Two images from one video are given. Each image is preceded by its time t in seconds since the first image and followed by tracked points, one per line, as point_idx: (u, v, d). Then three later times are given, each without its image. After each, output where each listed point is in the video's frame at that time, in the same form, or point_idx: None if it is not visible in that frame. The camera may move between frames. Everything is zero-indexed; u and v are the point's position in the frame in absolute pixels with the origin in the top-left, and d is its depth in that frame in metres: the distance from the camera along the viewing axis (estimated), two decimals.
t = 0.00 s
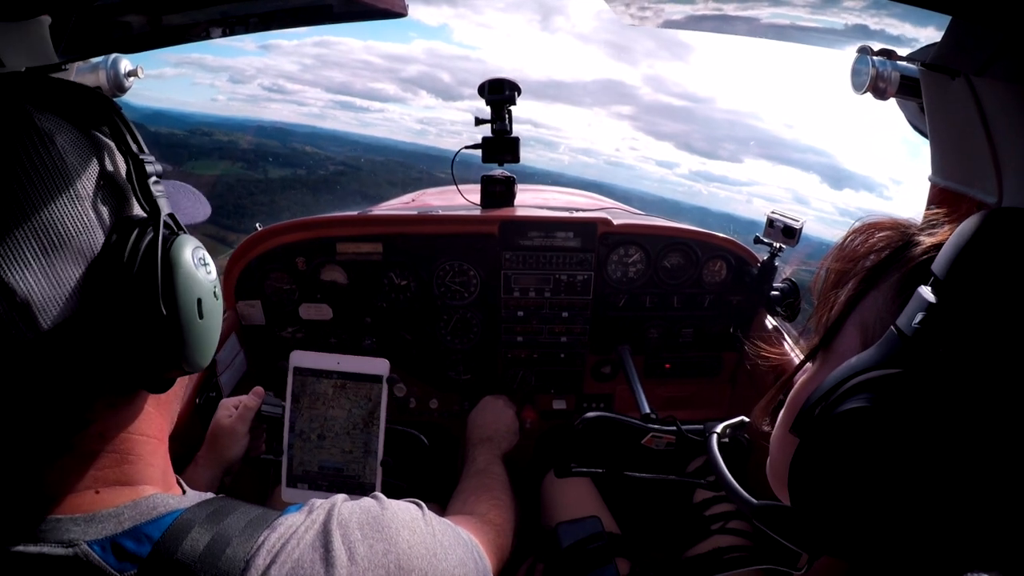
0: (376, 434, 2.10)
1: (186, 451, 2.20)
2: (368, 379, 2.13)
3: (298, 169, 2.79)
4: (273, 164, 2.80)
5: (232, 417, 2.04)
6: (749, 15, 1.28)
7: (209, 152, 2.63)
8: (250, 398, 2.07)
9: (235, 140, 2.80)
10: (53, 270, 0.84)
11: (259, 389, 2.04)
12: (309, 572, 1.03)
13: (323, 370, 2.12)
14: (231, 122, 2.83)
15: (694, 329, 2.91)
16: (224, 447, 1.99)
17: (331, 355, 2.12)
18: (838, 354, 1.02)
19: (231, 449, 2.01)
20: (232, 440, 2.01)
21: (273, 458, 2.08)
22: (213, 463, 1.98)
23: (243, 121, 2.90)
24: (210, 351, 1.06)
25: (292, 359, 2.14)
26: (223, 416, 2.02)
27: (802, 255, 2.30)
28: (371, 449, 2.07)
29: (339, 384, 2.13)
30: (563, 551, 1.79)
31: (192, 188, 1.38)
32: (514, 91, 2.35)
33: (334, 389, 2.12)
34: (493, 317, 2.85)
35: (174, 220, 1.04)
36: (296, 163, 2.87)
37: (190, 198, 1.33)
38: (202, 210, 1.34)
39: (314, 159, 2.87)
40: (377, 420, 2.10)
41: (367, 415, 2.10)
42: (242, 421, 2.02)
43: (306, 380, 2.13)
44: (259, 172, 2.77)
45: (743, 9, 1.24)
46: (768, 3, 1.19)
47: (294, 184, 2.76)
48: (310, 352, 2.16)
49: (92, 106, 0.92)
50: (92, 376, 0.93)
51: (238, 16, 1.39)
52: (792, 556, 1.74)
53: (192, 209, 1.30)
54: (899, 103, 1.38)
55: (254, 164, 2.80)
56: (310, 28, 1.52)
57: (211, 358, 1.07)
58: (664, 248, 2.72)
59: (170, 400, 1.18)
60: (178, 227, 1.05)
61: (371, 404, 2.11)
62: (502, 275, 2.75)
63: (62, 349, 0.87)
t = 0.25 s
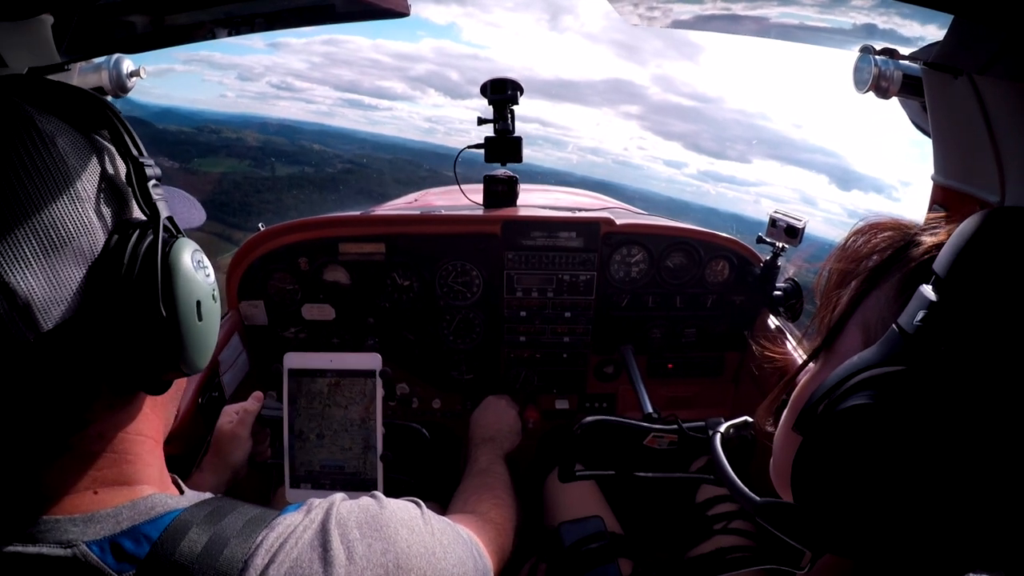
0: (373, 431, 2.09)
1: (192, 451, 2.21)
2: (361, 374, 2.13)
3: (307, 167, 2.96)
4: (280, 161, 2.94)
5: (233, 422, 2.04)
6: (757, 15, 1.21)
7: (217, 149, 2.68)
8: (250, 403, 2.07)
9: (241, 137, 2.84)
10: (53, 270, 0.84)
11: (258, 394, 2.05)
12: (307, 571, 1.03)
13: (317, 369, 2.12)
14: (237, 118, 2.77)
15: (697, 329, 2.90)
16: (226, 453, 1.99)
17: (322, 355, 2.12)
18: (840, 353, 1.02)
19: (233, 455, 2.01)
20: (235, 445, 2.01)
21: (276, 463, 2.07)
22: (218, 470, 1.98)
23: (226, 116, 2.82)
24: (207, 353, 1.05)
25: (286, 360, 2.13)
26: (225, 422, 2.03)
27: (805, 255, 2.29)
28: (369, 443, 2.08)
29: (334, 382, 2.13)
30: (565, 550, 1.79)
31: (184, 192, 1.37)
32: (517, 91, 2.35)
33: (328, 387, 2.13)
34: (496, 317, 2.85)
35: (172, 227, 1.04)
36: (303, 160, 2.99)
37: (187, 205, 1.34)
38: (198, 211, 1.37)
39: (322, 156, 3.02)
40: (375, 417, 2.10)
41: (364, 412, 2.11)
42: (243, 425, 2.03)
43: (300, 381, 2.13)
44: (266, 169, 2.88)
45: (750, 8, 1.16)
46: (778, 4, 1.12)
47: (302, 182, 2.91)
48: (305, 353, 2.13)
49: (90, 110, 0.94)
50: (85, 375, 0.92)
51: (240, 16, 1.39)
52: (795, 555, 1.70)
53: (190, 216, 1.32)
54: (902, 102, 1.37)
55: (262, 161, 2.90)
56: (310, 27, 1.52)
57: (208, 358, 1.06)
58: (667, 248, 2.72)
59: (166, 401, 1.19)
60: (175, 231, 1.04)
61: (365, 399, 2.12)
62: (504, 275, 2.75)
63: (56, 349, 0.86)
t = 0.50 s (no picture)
0: (376, 430, 2.10)
1: (193, 451, 2.22)
2: (362, 373, 2.13)
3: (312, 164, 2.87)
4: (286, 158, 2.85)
5: (236, 421, 2.05)
6: (765, 14, 1.15)
7: (224, 144, 2.63)
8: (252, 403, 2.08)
9: (248, 132, 2.78)
10: (65, 271, 0.84)
11: (261, 394, 2.06)
12: (310, 568, 1.03)
13: (319, 369, 2.12)
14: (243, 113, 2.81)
15: (700, 329, 2.90)
16: (227, 452, 2.00)
17: (325, 354, 2.12)
18: (847, 352, 1.02)
19: (236, 454, 2.02)
20: (237, 445, 2.02)
21: (279, 463, 2.08)
22: (222, 470, 1.99)
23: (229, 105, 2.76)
24: (217, 353, 1.08)
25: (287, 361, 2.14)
26: (227, 421, 2.04)
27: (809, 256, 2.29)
28: (372, 444, 2.08)
29: (337, 381, 2.13)
30: (568, 550, 1.79)
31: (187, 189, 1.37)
32: (520, 91, 2.35)
33: (330, 387, 2.13)
34: (499, 317, 2.85)
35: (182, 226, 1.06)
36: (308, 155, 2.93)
37: (191, 201, 1.34)
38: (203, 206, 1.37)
39: (328, 153, 2.95)
40: (377, 417, 2.10)
41: (367, 412, 2.11)
42: (246, 425, 2.04)
43: (303, 382, 2.14)
44: (273, 166, 2.79)
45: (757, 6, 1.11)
46: (785, 2, 1.06)
47: (308, 179, 2.84)
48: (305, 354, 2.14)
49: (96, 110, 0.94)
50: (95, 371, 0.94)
51: (242, 16, 1.39)
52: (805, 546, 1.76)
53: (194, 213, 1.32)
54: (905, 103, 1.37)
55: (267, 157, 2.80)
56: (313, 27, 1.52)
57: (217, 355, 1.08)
58: (670, 248, 2.72)
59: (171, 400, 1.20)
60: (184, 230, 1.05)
61: (368, 400, 2.12)
62: (508, 275, 2.75)
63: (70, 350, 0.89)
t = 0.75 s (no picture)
0: (381, 431, 2.11)
1: (194, 451, 2.23)
2: (372, 376, 2.14)
3: (320, 160, 2.76)
4: (293, 154, 2.77)
5: (239, 418, 2.06)
6: (771, 15, 1.14)
7: (230, 140, 2.54)
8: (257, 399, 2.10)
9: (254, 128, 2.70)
10: (89, 281, 0.86)
11: (266, 390, 2.06)
12: (317, 566, 1.04)
13: (327, 370, 2.13)
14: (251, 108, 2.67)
15: (703, 329, 2.90)
16: (230, 448, 2.01)
17: (333, 355, 2.13)
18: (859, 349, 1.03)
19: (238, 450, 2.02)
20: (240, 441, 2.02)
21: (281, 459, 2.10)
22: (223, 465, 1.99)
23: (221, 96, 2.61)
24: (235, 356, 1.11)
25: (296, 359, 2.15)
26: (231, 418, 2.05)
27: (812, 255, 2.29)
28: (377, 445, 2.09)
29: (344, 383, 2.14)
30: (571, 551, 1.79)
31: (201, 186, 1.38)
32: (523, 90, 2.36)
33: (338, 388, 2.14)
34: (501, 317, 2.86)
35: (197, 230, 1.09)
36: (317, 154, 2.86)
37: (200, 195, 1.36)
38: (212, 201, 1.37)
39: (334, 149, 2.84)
40: (382, 418, 2.11)
41: (374, 413, 2.12)
42: (249, 422, 2.04)
43: (309, 381, 2.15)
44: (279, 162, 2.71)
45: (764, 7, 1.10)
46: (793, 2, 1.05)
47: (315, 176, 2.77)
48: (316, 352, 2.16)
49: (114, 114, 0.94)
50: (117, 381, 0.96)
51: (245, 17, 1.40)
52: (811, 541, 1.83)
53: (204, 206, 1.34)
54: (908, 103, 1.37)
55: (274, 153, 2.74)
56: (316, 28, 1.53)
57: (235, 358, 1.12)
58: (672, 248, 2.72)
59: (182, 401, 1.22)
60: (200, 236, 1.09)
61: (376, 402, 2.13)
62: (510, 275, 2.76)
63: (95, 359, 0.90)
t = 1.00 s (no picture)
0: (384, 433, 2.11)
1: (195, 449, 2.24)
2: (380, 378, 2.16)
3: (323, 160, 2.78)
4: (297, 154, 2.79)
5: (243, 410, 2.06)
6: (777, 14, 1.18)
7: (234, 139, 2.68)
8: (263, 393, 2.07)
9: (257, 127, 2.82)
10: (117, 294, 0.86)
11: (270, 384, 2.03)
12: (319, 566, 1.04)
13: (335, 368, 2.14)
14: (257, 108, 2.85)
15: (703, 328, 2.90)
16: (230, 440, 2.01)
17: (343, 354, 2.15)
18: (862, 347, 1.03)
19: (240, 443, 2.02)
20: (241, 434, 2.02)
21: (281, 454, 2.10)
22: (222, 454, 1.99)
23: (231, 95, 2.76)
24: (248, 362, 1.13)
25: (304, 356, 2.17)
26: (234, 408, 2.06)
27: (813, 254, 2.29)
28: (379, 446, 2.09)
29: (352, 382, 2.15)
30: (572, 550, 1.79)
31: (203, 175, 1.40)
32: (523, 89, 2.36)
33: (345, 387, 2.15)
34: (502, 316, 2.86)
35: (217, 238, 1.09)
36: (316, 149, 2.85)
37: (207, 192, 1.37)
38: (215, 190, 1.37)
39: (339, 148, 2.88)
40: (387, 419, 2.12)
41: (378, 414, 2.12)
42: (252, 415, 2.03)
43: (319, 377, 2.16)
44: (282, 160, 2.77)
45: (771, 5, 1.13)
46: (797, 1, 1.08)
47: (317, 174, 2.75)
48: (321, 349, 2.18)
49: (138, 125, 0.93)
50: (139, 392, 0.97)
51: (247, 15, 1.40)
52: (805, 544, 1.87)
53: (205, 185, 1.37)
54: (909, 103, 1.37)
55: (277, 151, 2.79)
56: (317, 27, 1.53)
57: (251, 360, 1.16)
58: (673, 247, 2.71)
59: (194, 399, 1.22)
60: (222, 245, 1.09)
61: (382, 403, 2.14)
62: (511, 274, 2.76)
63: (119, 369, 0.91)
